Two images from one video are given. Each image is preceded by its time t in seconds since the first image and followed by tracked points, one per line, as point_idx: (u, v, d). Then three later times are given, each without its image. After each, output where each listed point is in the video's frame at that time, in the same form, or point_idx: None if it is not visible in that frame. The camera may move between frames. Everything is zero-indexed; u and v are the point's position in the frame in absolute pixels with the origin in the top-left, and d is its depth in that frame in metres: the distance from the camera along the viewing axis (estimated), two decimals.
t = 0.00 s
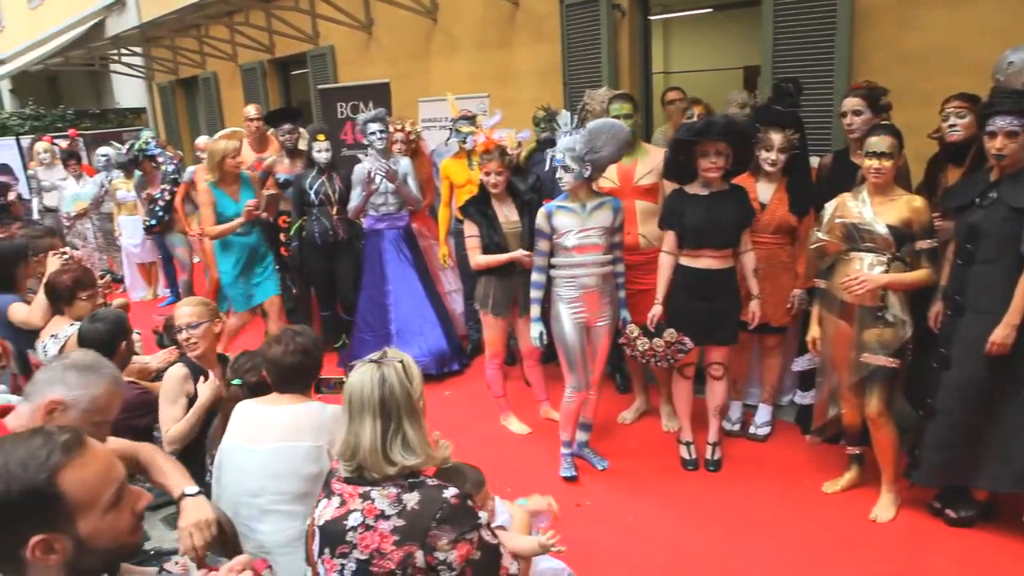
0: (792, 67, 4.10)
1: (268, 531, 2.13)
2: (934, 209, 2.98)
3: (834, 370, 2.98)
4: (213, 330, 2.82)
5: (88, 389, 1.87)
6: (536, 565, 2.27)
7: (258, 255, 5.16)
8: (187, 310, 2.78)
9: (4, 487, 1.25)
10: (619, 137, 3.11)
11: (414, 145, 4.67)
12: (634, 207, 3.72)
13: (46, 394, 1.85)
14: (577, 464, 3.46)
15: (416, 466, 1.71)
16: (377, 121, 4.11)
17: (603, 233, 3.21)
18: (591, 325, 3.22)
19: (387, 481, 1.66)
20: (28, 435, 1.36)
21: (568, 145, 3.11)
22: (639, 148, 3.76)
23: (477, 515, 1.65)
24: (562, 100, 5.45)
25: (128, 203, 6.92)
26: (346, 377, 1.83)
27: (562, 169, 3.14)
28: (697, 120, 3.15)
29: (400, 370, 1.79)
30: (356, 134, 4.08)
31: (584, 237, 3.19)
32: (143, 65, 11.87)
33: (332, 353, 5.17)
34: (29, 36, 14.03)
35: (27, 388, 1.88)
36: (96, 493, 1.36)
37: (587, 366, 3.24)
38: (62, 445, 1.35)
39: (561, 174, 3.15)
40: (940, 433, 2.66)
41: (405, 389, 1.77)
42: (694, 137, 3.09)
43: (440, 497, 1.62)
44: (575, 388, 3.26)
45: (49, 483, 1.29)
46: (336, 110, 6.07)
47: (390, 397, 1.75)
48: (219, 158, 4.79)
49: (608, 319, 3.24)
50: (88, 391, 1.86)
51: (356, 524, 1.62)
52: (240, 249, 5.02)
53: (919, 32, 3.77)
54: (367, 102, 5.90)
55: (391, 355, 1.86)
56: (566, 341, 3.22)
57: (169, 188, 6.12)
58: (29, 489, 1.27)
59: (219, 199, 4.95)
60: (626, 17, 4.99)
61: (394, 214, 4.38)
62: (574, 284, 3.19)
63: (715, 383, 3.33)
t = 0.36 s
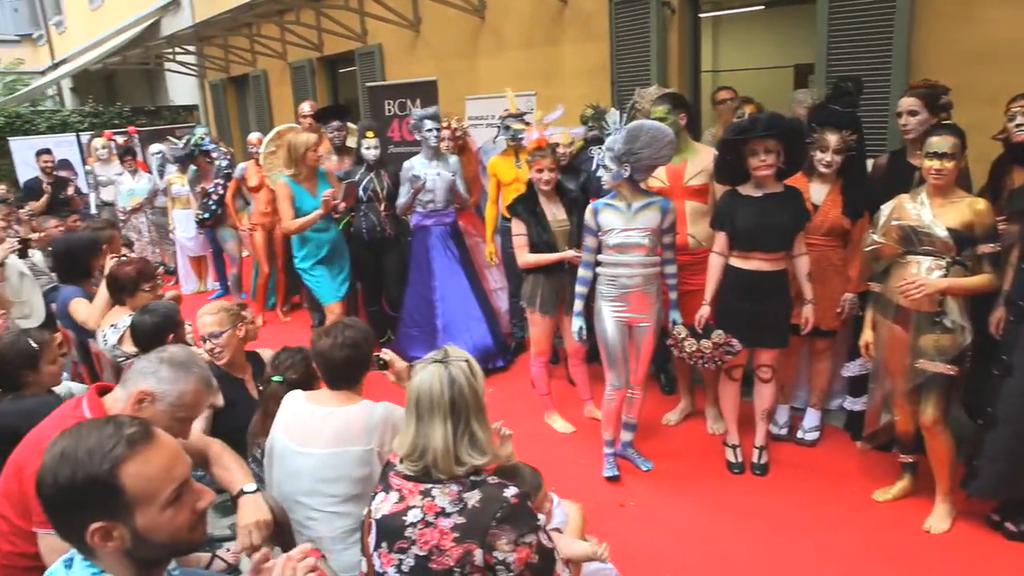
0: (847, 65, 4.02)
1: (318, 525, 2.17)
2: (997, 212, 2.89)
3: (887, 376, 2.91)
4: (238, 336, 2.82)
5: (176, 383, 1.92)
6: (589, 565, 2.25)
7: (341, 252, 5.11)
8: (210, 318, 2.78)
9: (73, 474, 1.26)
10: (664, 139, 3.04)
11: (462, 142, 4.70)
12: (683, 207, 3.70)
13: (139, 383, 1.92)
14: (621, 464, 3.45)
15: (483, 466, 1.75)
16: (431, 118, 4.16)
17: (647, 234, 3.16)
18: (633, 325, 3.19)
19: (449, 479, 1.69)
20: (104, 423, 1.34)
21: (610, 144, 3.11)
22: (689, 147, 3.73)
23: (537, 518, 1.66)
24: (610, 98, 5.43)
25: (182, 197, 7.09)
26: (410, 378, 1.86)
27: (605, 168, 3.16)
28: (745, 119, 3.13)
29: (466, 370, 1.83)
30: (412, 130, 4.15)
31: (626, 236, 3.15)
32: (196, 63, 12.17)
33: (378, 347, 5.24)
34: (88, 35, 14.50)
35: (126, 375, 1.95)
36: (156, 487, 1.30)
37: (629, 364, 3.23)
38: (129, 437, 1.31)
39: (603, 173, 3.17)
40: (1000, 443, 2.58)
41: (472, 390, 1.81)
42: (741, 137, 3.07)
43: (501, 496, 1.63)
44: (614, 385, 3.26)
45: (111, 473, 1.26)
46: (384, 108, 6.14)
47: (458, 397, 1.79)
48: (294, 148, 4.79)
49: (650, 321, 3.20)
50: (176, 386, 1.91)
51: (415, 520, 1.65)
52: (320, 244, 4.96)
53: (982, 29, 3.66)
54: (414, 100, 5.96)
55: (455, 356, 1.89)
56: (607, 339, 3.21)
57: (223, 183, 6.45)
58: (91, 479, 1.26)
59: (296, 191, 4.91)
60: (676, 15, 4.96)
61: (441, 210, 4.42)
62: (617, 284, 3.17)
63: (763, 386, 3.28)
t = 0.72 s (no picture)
0: (912, 62, 3.91)
1: (374, 520, 2.20)
2: None
3: (950, 385, 2.83)
4: (275, 341, 2.71)
5: (229, 385, 1.97)
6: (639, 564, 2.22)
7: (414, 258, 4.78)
8: (246, 326, 2.67)
9: (144, 458, 1.31)
10: (721, 137, 2.99)
11: (514, 140, 4.69)
12: (739, 208, 3.64)
13: (192, 384, 1.96)
14: (671, 466, 3.43)
15: (545, 464, 1.73)
16: (487, 116, 4.19)
17: (702, 234, 3.13)
18: (686, 326, 3.16)
19: (507, 472, 1.71)
20: (175, 409, 1.38)
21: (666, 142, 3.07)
22: (746, 146, 3.67)
23: (588, 516, 1.67)
24: (662, 97, 5.37)
25: (238, 191, 7.22)
26: (473, 374, 1.86)
27: (661, 166, 3.13)
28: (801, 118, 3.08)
29: (530, 368, 1.82)
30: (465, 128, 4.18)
31: (681, 237, 3.12)
32: (252, 62, 12.43)
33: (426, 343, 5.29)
34: (151, 35, 14.96)
35: (177, 377, 1.99)
36: (221, 475, 1.31)
37: (681, 365, 3.19)
38: (196, 424, 1.34)
39: (659, 171, 3.13)
40: None
41: (535, 388, 1.79)
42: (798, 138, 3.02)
43: (556, 490, 1.66)
44: (666, 387, 3.23)
45: (179, 458, 1.30)
46: (436, 105, 6.18)
47: (522, 395, 1.78)
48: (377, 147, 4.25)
49: (704, 322, 3.16)
50: (227, 388, 1.95)
51: (473, 512, 1.68)
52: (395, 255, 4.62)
53: None
54: (465, 98, 5.98)
55: (519, 354, 1.88)
56: (659, 339, 3.18)
57: (278, 177, 6.57)
58: (161, 464, 1.30)
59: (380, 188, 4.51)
60: (732, 12, 4.88)
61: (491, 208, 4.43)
62: (671, 285, 3.13)
63: (819, 391, 3.21)
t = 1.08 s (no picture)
0: (983, 62, 3.78)
1: (431, 516, 2.23)
2: None
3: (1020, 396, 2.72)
4: (328, 332, 2.80)
5: (297, 385, 2.01)
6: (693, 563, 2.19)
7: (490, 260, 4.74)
8: (300, 317, 2.83)
9: (217, 446, 1.35)
10: (786, 138, 2.95)
11: (568, 140, 4.69)
12: (798, 210, 3.57)
13: (262, 383, 2.00)
14: (723, 471, 3.38)
15: (603, 467, 1.73)
16: (536, 118, 4.21)
17: (761, 236, 3.08)
18: (743, 329, 3.11)
19: (565, 474, 1.72)
20: (248, 400, 1.41)
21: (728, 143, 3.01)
22: (806, 148, 3.60)
23: (650, 522, 1.65)
24: (718, 98, 5.31)
25: (294, 189, 7.35)
26: (531, 375, 1.87)
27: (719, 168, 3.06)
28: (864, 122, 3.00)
29: (587, 370, 1.83)
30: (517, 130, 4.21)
31: (740, 239, 3.07)
32: (308, 62, 12.67)
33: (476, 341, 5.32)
34: (211, 36, 15.37)
35: (248, 375, 2.03)
36: (288, 467, 1.34)
37: (738, 370, 3.14)
38: (267, 416, 1.37)
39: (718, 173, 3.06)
40: None
41: (594, 391, 1.80)
42: (861, 140, 2.94)
43: (615, 496, 1.66)
44: (722, 393, 3.18)
45: (249, 448, 1.33)
46: (490, 105, 6.22)
47: (580, 398, 1.78)
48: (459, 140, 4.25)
49: (762, 326, 3.12)
50: (296, 388, 1.99)
51: (530, 512, 1.69)
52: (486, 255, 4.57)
53: None
54: (518, 98, 6.00)
55: (577, 357, 1.89)
56: (716, 342, 3.14)
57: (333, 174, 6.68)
58: (233, 453, 1.33)
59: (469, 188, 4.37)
60: (792, 11, 4.79)
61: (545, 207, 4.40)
62: (730, 287, 3.09)
63: (879, 400, 3.13)
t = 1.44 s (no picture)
0: None
1: (484, 515, 2.25)
2: None
3: None
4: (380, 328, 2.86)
5: (375, 388, 2.03)
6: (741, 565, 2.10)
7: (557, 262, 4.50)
8: (353, 312, 2.87)
9: (280, 436, 1.40)
10: (856, 139, 2.91)
11: (622, 140, 4.67)
12: (858, 212, 3.49)
13: (342, 383, 2.02)
14: (777, 477, 3.33)
15: (654, 479, 1.73)
16: (591, 117, 4.21)
17: (824, 238, 3.03)
18: (804, 334, 3.06)
19: (615, 491, 1.71)
20: (318, 394, 1.45)
21: (801, 142, 2.93)
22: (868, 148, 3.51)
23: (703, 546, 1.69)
24: (776, 98, 5.22)
25: (348, 187, 7.45)
26: (581, 381, 1.86)
27: (787, 167, 2.99)
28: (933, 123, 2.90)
29: (639, 377, 1.80)
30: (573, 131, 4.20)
31: (803, 240, 3.02)
32: (362, 62, 12.87)
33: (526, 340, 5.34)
34: (269, 36, 15.71)
35: (328, 373, 2.07)
36: (342, 467, 1.36)
37: (797, 376, 3.08)
38: (328, 413, 1.40)
39: (786, 173, 2.99)
40: None
41: (645, 399, 1.78)
42: (929, 142, 2.84)
43: (671, 519, 1.66)
44: (780, 399, 3.13)
45: (306, 442, 1.37)
46: (543, 104, 6.23)
47: (631, 406, 1.76)
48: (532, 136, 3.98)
49: (823, 328, 3.07)
50: (375, 390, 2.02)
51: (578, 525, 1.70)
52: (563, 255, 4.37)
53: None
54: (572, 96, 5.97)
55: (627, 361, 1.86)
56: (775, 347, 3.09)
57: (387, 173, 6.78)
58: (292, 444, 1.38)
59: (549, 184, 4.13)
60: (855, 7, 4.69)
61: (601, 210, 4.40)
62: (790, 290, 3.04)
63: (943, 408, 3.03)
